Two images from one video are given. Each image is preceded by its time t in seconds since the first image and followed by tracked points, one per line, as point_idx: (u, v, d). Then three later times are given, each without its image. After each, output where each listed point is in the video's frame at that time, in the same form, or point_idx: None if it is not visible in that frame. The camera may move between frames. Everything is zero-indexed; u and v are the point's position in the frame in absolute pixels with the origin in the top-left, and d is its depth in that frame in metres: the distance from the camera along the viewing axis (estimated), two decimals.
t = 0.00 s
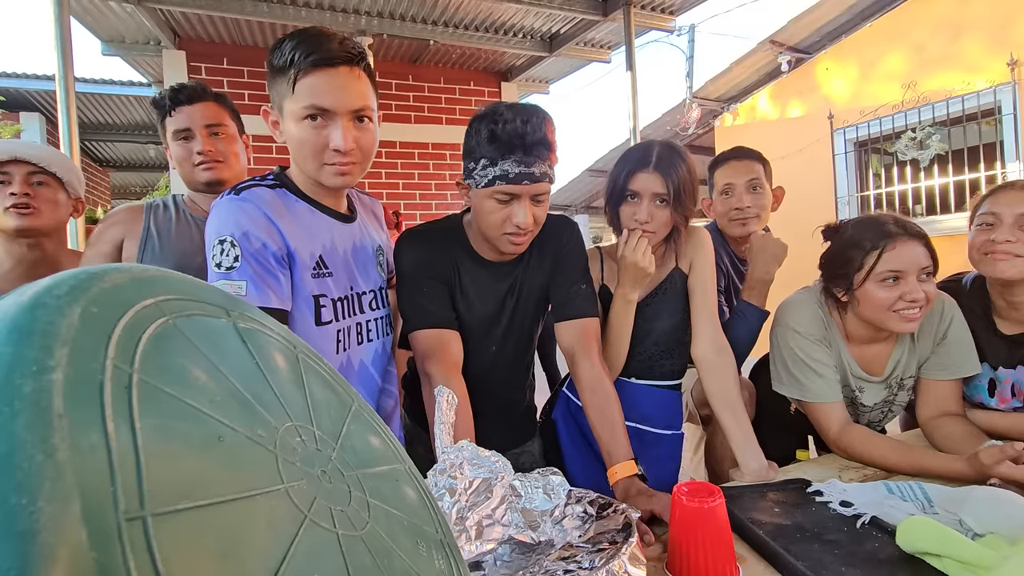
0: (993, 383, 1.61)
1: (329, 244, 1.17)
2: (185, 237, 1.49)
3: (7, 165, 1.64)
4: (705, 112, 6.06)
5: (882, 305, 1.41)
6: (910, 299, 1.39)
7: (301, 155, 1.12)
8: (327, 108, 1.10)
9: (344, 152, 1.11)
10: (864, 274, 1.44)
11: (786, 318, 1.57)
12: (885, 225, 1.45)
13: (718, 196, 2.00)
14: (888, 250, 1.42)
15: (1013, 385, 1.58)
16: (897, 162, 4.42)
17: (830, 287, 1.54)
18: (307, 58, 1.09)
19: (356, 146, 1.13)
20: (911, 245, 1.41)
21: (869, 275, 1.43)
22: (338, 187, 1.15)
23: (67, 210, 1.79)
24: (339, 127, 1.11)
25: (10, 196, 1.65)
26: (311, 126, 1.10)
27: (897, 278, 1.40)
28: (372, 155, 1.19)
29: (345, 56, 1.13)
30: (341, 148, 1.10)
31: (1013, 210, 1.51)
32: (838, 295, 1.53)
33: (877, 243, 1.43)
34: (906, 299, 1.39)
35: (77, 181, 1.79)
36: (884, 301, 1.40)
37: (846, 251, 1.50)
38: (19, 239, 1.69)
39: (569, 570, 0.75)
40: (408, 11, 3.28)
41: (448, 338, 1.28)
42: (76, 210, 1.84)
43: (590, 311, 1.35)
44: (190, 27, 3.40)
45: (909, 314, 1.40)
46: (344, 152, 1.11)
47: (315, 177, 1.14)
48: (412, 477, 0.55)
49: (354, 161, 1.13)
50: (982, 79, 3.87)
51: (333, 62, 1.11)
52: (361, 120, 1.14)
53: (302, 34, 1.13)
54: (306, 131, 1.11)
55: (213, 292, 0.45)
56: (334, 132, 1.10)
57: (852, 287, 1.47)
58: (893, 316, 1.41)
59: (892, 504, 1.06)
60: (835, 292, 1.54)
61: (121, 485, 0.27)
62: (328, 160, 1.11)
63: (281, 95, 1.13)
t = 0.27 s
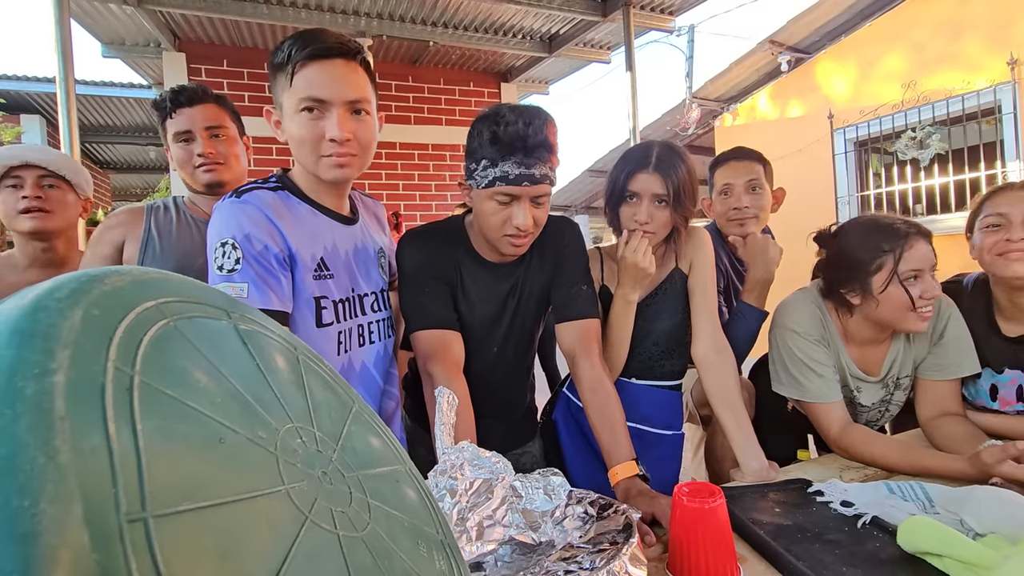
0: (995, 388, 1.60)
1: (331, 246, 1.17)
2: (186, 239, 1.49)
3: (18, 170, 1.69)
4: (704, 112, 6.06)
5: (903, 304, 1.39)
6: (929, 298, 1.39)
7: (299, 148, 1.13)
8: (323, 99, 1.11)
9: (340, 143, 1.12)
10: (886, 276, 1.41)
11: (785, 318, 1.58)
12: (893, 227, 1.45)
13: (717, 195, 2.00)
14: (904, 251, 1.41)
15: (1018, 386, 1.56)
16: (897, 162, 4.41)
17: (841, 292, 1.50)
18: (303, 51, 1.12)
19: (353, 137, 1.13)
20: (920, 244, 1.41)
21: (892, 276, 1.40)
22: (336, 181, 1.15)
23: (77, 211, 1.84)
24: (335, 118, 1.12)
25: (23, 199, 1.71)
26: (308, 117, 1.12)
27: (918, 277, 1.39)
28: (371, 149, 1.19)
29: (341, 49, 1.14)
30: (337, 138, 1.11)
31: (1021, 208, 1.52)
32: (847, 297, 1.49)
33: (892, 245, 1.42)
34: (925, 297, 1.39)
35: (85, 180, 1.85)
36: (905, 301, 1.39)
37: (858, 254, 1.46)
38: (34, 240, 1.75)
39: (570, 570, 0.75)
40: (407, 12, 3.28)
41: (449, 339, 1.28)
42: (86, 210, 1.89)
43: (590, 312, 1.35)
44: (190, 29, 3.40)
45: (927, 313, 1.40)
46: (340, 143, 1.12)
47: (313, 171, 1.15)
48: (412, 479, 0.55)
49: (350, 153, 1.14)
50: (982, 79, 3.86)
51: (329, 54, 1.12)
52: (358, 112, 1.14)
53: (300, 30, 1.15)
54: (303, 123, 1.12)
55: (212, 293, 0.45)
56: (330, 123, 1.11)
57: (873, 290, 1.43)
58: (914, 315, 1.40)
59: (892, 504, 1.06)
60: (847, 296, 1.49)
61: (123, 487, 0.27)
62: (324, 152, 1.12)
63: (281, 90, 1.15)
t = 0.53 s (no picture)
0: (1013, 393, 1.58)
1: (332, 247, 1.17)
2: (186, 239, 1.50)
3: (54, 181, 1.81)
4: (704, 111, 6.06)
5: (915, 305, 1.39)
6: (936, 296, 1.40)
7: (294, 145, 1.14)
8: (315, 95, 1.12)
9: (331, 139, 1.12)
10: (897, 279, 1.39)
11: (784, 318, 1.58)
12: (893, 228, 1.44)
13: (717, 193, 2.00)
14: (909, 251, 1.40)
15: None
16: (898, 161, 4.40)
17: (851, 298, 1.47)
18: (297, 48, 1.13)
19: (346, 133, 1.14)
20: (921, 243, 1.41)
21: (903, 279, 1.39)
22: (331, 178, 1.15)
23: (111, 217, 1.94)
24: (327, 114, 1.12)
25: (61, 208, 1.81)
26: (301, 114, 1.12)
27: (925, 276, 1.39)
28: (366, 146, 1.19)
29: (337, 46, 1.15)
30: (328, 133, 1.12)
31: None
32: (856, 301, 1.46)
33: (897, 246, 1.41)
34: (934, 295, 1.39)
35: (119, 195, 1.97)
36: (916, 300, 1.39)
37: (863, 258, 1.44)
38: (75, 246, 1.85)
39: (570, 569, 0.76)
40: (407, 13, 3.28)
41: (450, 339, 1.28)
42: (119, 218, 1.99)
43: (590, 312, 1.35)
44: (190, 29, 3.41)
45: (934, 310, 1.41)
46: (333, 138, 1.12)
47: (308, 168, 1.15)
48: (412, 479, 0.55)
49: (344, 149, 1.14)
50: (982, 77, 3.86)
51: (322, 50, 1.13)
52: (351, 108, 1.15)
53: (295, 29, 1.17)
54: (296, 120, 1.13)
55: (211, 294, 0.45)
56: (322, 119, 1.12)
57: (884, 294, 1.41)
58: (924, 313, 1.40)
59: (893, 503, 1.06)
60: (855, 301, 1.47)
61: (123, 489, 0.27)
62: (317, 148, 1.12)
63: (277, 88, 1.16)
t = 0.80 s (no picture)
0: None
1: (333, 247, 1.17)
2: (185, 238, 1.50)
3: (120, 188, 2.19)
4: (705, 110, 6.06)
5: (914, 306, 1.39)
6: (934, 297, 1.40)
7: (297, 145, 1.14)
8: (317, 95, 1.12)
9: (334, 139, 1.12)
10: (897, 281, 1.39)
11: (784, 317, 1.59)
12: (891, 229, 1.44)
13: (718, 192, 2.00)
14: (908, 253, 1.40)
15: None
16: (899, 159, 4.39)
17: (850, 300, 1.47)
18: (299, 48, 1.13)
19: (349, 132, 1.14)
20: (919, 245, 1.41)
21: (903, 281, 1.39)
22: (334, 177, 1.15)
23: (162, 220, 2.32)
24: (329, 114, 1.12)
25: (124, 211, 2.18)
26: (303, 114, 1.12)
27: (923, 277, 1.40)
28: (368, 145, 1.19)
29: (338, 45, 1.15)
30: (331, 133, 1.11)
31: None
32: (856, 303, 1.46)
33: (897, 249, 1.41)
34: (932, 296, 1.40)
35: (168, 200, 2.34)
36: (914, 302, 1.39)
37: (863, 259, 1.44)
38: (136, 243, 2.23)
39: (571, 568, 0.76)
40: (407, 12, 3.28)
41: (451, 339, 1.27)
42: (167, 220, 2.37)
43: (591, 311, 1.35)
44: (190, 29, 3.41)
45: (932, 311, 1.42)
46: (335, 138, 1.12)
47: (311, 169, 1.15)
48: (413, 478, 0.55)
49: (346, 148, 1.14)
50: (983, 76, 3.85)
51: (323, 50, 1.13)
52: (353, 108, 1.14)
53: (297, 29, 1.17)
54: (299, 120, 1.13)
55: (212, 293, 0.45)
56: (324, 119, 1.12)
57: (884, 296, 1.41)
58: (922, 315, 1.41)
59: (894, 502, 1.06)
60: (853, 302, 1.47)
61: (124, 488, 0.27)
62: (320, 149, 1.12)
63: (279, 89, 1.16)
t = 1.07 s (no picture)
0: None
1: (333, 246, 1.17)
2: (181, 233, 1.49)
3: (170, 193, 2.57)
4: (705, 109, 6.05)
5: (922, 303, 1.40)
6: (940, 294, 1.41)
7: (294, 145, 1.14)
8: (313, 95, 1.12)
9: (331, 139, 1.12)
10: (905, 280, 1.39)
11: (786, 316, 1.59)
12: (896, 229, 1.44)
13: (720, 190, 2.00)
14: (915, 251, 1.41)
15: None
16: (899, 158, 4.39)
17: (858, 301, 1.46)
18: (295, 48, 1.13)
19: (345, 132, 1.14)
20: (924, 243, 1.42)
21: (911, 279, 1.39)
22: (331, 178, 1.15)
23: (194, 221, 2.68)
24: (325, 114, 1.12)
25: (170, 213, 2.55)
26: (299, 114, 1.12)
27: (930, 275, 1.40)
28: (366, 144, 1.19)
29: (334, 45, 1.15)
30: (327, 133, 1.12)
31: None
32: (863, 303, 1.46)
33: (903, 248, 1.41)
34: (939, 292, 1.41)
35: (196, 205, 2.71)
36: (923, 299, 1.39)
37: (868, 261, 1.44)
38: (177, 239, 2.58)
39: (571, 568, 0.76)
40: (407, 11, 3.28)
41: (451, 338, 1.27)
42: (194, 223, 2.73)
43: (591, 311, 1.35)
44: (190, 29, 3.41)
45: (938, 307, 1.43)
46: (331, 138, 1.12)
47: (308, 169, 1.15)
48: (412, 476, 0.55)
49: (343, 148, 1.14)
50: (984, 75, 3.85)
51: (320, 50, 1.13)
52: (350, 108, 1.14)
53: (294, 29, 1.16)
54: (295, 120, 1.13)
55: (212, 293, 0.45)
56: (320, 119, 1.12)
57: (893, 295, 1.41)
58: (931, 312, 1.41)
59: (896, 502, 1.06)
60: (861, 303, 1.46)
61: (124, 488, 0.27)
62: (316, 149, 1.12)
63: (276, 88, 1.16)
